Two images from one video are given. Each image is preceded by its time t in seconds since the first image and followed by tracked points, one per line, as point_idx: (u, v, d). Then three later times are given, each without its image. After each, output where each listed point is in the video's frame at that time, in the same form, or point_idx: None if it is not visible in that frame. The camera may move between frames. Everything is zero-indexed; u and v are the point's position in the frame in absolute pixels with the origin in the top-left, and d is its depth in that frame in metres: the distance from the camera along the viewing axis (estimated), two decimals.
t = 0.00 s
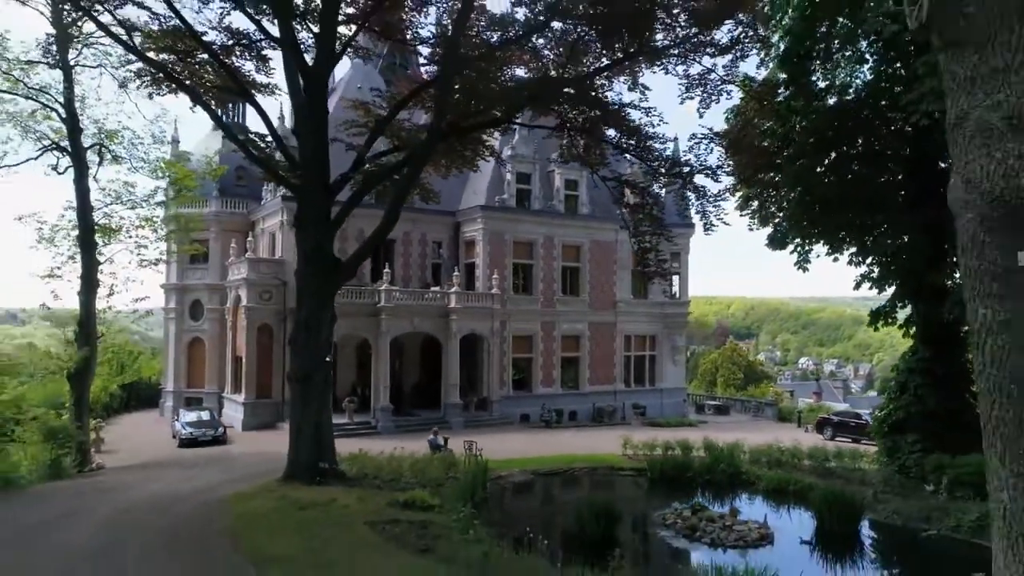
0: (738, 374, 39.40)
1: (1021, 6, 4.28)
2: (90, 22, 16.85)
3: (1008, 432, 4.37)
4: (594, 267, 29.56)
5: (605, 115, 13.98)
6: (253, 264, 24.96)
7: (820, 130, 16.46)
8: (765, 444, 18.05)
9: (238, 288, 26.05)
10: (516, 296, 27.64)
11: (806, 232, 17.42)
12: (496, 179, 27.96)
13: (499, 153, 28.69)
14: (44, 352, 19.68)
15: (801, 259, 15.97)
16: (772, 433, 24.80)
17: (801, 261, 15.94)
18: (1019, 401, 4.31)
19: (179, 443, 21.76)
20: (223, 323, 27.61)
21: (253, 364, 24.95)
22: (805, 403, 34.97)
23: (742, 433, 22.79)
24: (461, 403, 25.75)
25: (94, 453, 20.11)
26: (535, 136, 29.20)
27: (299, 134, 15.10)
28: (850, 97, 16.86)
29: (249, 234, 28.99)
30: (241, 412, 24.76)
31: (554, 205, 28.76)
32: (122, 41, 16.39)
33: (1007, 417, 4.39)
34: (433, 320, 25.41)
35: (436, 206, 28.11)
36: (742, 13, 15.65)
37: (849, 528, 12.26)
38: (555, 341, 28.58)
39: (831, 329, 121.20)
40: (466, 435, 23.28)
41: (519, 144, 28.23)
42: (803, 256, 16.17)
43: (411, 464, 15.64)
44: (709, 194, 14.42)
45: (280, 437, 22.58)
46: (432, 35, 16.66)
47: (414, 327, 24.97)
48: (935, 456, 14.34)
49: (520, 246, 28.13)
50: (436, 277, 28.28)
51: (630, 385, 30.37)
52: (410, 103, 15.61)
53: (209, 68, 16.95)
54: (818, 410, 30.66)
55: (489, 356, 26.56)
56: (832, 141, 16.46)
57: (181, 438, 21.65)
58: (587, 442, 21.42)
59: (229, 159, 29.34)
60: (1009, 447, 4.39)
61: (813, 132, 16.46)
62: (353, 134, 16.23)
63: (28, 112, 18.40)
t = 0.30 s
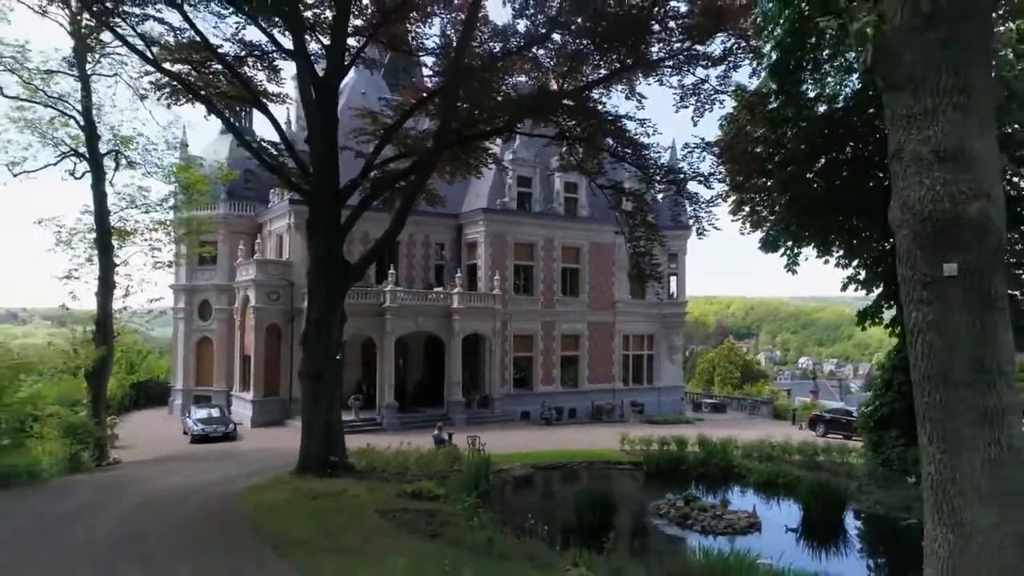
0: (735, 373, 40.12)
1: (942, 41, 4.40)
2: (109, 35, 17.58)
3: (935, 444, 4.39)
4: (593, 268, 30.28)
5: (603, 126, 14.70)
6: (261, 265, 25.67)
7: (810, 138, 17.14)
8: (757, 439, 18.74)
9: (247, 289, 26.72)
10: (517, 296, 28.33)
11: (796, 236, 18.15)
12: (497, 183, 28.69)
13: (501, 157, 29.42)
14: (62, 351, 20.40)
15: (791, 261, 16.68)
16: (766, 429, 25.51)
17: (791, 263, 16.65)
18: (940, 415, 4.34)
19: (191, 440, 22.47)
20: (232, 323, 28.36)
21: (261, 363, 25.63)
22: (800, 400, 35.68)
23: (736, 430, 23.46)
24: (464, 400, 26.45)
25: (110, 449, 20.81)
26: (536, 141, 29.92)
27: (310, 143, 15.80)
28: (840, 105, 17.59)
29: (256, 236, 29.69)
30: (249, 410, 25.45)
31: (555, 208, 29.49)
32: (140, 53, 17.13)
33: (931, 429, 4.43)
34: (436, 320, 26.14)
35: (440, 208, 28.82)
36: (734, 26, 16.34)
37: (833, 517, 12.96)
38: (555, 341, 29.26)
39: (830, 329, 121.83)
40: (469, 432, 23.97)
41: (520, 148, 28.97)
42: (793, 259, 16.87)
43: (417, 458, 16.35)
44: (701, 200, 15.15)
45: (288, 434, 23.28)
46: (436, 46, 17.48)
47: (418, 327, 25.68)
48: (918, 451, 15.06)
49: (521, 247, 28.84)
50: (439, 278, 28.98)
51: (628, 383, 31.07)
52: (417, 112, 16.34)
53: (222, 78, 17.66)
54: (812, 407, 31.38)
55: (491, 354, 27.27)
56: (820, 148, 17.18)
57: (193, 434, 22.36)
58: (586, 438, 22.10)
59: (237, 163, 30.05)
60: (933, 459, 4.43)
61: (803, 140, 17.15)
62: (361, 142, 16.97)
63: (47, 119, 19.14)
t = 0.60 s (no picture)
0: (732, 372, 40.75)
1: (890, 81, 5.07)
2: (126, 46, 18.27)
3: (881, 427, 5.08)
4: (591, 269, 30.96)
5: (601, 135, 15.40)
6: (269, 267, 26.36)
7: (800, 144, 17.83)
8: (750, 435, 19.44)
9: (254, 289, 27.41)
10: (518, 297, 29.02)
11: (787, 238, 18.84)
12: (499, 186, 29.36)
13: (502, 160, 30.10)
14: (78, 350, 21.12)
15: (782, 263, 17.36)
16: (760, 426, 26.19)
17: (782, 265, 17.34)
18: (887, 402, 5.01)
19: (202, 436, 23.17)
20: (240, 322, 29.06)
21: (269, 361, 26.32)
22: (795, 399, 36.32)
23: (731, 426, 24.12)
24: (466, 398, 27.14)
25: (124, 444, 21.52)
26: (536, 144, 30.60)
27: (320, 150, 16.49)
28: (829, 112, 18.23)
29: (262, 238, 30.42)
30: (257, 407, 26.14)
31: (554, 210, 30.17)
32: (156, 63, 17.84)
33: (879, 415, 5.10)
34: (439, 320, 26.83)
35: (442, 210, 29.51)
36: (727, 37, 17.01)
37: (818, 507, 13.66)
38: (554, 340, 29.92)
39: (830, 329, 122.34)
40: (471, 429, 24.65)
41: (521, 152, 29.65)
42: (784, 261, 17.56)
43: (422, 452, 17.03)
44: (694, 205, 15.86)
45: (296, 430, 23.99)
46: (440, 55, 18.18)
47: (422, 326, 26.36)
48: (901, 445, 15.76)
49: (522, 249, 29.52)
50: (441, 279, 29.67)
51: (626, 381, 31.74)
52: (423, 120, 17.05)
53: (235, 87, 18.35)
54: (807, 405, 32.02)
55: (492, 353, 27.96)
56: (810, 155, 17.86)
57: (204, 430, 23.06)
58: (585, 435, 22.77)
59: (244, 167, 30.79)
60: (880, 440, 5.11)
61: (793, 147, 17.82)
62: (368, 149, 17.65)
63: (65, 126, 19.84)
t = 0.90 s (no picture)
0: (730, 372, 41.37)
1: (852, 108, 5.72)
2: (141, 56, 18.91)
3: (846, 415, 5.72)
4: (591, 270, 31.61)
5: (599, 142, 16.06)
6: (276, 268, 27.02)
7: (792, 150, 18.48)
8: (745, 431, 20.09)
9: (262, 290, 28.07)
10: (519, 297, 29.67)
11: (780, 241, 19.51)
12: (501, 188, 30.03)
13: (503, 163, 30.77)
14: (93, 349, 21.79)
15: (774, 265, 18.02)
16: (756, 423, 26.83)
17: (773, 267, 18.01)
18: (852, 392, 5.65)
19: (212, 432, 23.83)
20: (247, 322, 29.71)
21: (276, 360, 26.97)
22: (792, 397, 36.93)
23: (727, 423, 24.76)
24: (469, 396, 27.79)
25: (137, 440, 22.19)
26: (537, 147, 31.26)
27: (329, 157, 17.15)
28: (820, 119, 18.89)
29: (270, 240, 31.12)
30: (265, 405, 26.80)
31: (554, 212, 30.83)
32: (171, 72, 18.51)
33: (844, 404, 5.75)
34: (443, 319, 27.49)
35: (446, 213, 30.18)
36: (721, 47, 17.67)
37: (807, 498, 14.32)
38: (555, 339, 30.55)
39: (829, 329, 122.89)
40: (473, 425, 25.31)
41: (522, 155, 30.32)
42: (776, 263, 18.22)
43: (428, 447, 17.69)
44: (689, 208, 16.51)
45: (303, 427, 24.64)
46: (444, 64, 18.84)
47: (426, 326, 27.02)
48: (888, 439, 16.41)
49: (523, 250, 30.17)
50: (444, 279, 30.33)
51: (625, 380, 32.39)
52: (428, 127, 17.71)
53: (247, 95, 19.00)
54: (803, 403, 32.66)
55: (494, 352, 28.62)
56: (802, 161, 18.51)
57: (214, 427, 23.72)
58: (585, 431, 23.43)
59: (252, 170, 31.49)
60: (845, 426, 5.75)
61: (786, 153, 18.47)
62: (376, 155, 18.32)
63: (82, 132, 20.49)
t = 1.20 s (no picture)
0: (728, 370, 42.01)
1: (823, 130, 6.36)
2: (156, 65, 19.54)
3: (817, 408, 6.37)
4: (591, 270, 32.27)
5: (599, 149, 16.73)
6: (283, 269, 27.71)
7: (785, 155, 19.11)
8: (740, 427, 20.74)
9: (269, 290, 28.72)
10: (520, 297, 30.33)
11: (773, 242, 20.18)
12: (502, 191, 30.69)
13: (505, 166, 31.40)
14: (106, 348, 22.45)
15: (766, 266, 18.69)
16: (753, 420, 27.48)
17: (766, 268, 18.69)
18: (822, 387, 6.30)
19: (221, 429, 24.49)
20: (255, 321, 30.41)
21: (283, 359, 27.66)
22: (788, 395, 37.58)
23: (723, 420, 25.37)
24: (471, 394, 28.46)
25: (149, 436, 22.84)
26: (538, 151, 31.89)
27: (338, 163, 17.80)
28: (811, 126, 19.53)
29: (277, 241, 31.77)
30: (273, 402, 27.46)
31: (554, 214, 31.48)
32: (184, 79, 19.14)
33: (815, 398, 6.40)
34: (446, 319, 28.14)
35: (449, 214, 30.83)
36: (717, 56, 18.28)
37: (796, 489, 14.98)
38: (555, 339, 31.19)
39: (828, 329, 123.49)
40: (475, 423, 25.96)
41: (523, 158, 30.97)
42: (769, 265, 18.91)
43: (433, 442, 18.34)
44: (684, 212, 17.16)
45: (310, 424, 25.31)
46: (448, 71, 19.48)
47: (429, 325, 27.68)
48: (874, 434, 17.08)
49: (524, 251, 30.82)
50: (447, 280, 30.99)
51: (624, 378, 33.04)
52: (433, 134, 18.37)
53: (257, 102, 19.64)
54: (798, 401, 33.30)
55: (496, 351, 29.29)
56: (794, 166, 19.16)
57: (223, 424, 24.37)
58: (585, 427, 24.09)
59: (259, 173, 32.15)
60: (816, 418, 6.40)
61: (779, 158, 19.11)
62: (383, 160, 18.98)
63: (97, 138, 21.13)
